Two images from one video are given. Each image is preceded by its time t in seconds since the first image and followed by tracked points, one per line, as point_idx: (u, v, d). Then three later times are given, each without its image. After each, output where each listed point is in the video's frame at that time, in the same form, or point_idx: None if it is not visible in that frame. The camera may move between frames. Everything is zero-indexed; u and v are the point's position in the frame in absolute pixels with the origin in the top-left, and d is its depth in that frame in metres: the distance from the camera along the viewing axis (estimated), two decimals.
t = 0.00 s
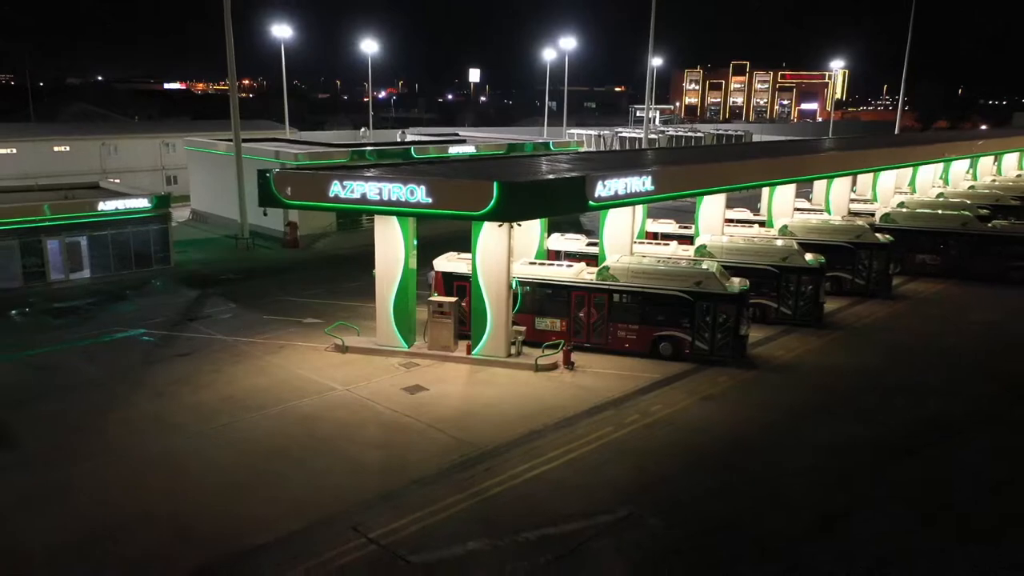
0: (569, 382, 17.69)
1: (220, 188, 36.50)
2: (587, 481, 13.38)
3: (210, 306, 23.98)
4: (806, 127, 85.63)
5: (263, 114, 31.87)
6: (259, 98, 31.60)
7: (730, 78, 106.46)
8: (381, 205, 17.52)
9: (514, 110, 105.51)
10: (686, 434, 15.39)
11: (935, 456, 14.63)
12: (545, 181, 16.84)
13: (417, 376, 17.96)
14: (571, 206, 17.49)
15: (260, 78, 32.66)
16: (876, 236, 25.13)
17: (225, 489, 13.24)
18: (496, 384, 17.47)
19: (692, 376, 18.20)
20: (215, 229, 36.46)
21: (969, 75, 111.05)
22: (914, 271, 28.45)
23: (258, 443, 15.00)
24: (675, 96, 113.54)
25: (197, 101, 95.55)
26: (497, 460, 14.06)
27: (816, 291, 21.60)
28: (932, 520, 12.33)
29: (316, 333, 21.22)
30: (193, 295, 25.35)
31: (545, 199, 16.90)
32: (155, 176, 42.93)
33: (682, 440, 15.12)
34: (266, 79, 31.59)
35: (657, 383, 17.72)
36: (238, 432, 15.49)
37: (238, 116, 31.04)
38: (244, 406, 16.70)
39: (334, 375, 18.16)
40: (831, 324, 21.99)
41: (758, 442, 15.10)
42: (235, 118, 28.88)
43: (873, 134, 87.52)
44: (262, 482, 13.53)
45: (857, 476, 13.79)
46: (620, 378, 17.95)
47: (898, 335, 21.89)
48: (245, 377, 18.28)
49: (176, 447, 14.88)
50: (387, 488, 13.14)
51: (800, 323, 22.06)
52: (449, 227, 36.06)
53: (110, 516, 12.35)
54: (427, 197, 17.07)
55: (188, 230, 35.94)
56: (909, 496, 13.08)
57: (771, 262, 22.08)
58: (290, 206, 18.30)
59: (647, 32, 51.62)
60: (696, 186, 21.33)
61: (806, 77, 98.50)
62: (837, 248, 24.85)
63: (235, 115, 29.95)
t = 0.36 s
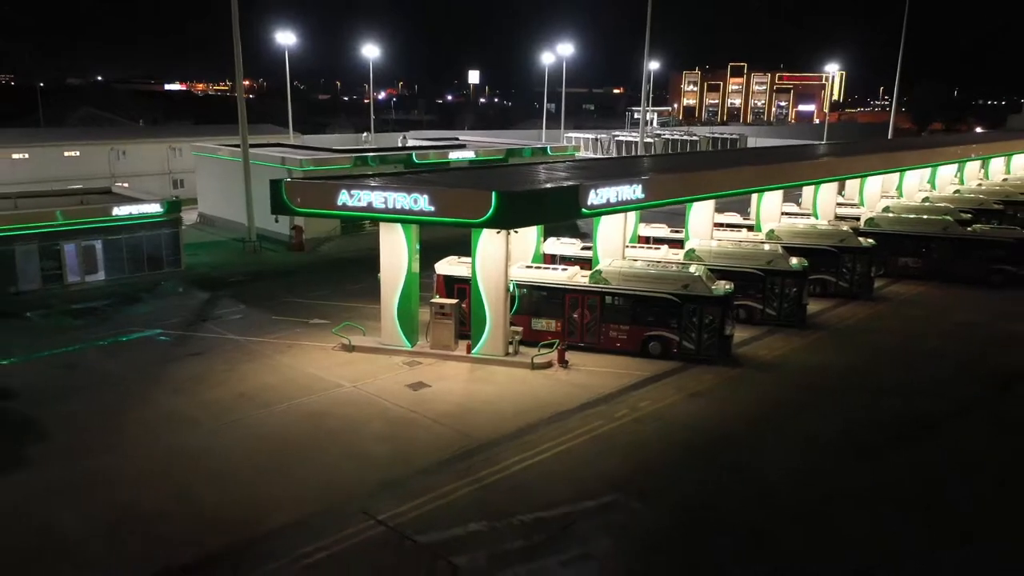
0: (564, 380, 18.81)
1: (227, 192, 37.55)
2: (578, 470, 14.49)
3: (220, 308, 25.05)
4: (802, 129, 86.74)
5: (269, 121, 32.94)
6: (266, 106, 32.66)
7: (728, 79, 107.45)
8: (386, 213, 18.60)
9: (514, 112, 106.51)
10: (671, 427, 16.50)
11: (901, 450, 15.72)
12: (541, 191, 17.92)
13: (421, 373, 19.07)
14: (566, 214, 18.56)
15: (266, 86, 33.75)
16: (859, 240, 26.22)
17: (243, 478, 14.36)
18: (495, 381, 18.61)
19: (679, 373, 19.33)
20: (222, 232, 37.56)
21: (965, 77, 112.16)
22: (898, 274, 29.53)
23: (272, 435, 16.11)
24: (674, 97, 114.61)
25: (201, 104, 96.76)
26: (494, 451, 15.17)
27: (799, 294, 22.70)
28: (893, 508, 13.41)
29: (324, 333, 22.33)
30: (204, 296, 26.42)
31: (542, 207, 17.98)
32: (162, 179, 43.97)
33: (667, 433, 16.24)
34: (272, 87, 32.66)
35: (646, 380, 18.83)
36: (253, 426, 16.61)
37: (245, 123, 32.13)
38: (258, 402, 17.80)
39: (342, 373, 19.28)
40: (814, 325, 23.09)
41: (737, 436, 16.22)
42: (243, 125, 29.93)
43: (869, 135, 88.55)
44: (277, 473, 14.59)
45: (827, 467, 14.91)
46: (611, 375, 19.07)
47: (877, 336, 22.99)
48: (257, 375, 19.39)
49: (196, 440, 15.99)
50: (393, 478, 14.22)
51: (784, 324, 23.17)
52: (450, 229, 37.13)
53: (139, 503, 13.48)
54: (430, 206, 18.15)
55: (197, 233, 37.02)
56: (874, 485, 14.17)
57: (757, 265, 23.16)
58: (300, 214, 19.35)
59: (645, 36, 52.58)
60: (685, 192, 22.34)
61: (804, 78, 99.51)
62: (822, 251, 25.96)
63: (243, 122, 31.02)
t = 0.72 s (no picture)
0: (559, 380, 19.95)
1: (235, 198, 38.69)
2: (570, 464, 15.63)
3: (231, 311, 26.15)
4: (798, 132, 87.87)
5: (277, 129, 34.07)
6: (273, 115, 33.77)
7: (726, 82, 108.60)
8: (392, 224, 19.72)
9: (514, 114, 107.68)
10: (658, 424, 17.64)
11: (871, 446, 16.86)
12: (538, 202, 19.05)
13: (424, 374, 20.21)
14: (561, 224, 19.69)
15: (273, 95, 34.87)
16: (842, 246, 27.35)
17: (260, 471, 15.49)
18: (493, 381, 19.76)
19: (667, 374, 20.47)
20: (230, 236, 38.71)
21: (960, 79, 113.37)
22: (882, 279, 30.65)
23: (285, 432, 17.25)
24: (672, 100, 115.80)
25: (206, 108, 98.20)
26: (492, 446, 16.32)
27: (783, 298, 23.87)
28: (857, 499, 14.52)
29: (332, 335, 23.47)
30: (215, 299, 27.54)
31: (538, 218, 19.11)
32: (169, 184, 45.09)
33: (654, 430, 17.37)
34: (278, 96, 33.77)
35: (635, 380, 19.98)
36: (267, 423, 17.76)
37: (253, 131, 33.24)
38: (270, 401, 18.95)
39: (349, 373, 20.42)
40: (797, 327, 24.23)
41: (720, 433, 17.36)
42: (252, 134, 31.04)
43: (864, 138, 89.70)
44: (289, 466, 15.73)
45: (801, 461, 16.05)
46: (603, 375, 20.22)
47: (858, 338, 24.14)
48: (269, 375, 20.53)
49: (214, 436, 17.14)
50: (399, 471, 15.37)
51: (769, 326, 24.31)
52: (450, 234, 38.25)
53: (165, 494, 14.62)
54: (433, 217, 19.28)
55: (205, 237, 38.16)
56: (844, 478, 15.32)
57: (744, 271, 24.27)
58: (310, 223, 20.46)
59: (643, 41, 53.59)
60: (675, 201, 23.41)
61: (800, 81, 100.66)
62: (807, 257, 27.10)
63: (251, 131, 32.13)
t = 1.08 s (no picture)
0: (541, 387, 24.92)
1: (261, 223, 43.64)
2: (546, 452, 20.60)
3: (270, 328, 31.11)
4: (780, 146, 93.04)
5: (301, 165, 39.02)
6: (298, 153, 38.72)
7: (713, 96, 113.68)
8: (407, 263, 24.65)
9: (512, 128, 112.83)
10: (617, 423, 22.61)
11: (780, 438, 21.84)
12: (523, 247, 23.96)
13: (432, 383, 25.18)
14: (542, 263, 24.61)
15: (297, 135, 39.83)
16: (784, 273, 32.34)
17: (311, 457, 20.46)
18: (488, 388, 24.72)
19: (628, 382, 25.45)
20: (257, 257, 43.68)
21: (938, 92, 118.58)
22: (824, 298, 35.65)
23: (326, 428, 22.20)
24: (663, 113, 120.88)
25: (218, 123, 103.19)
26: (487, 440, 21.29)
27: (728, 318, 28.86)
28: (759, 476, 19.48)
29: (356, 349, 28.42)
30: (254, 317, 32.47)
31: (523, 259, 24.02)
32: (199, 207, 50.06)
33: (613, 426, 22.35)
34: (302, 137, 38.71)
35: (602, 388, 24.94)
36: (311, 421, 22.74)
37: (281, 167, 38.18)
38: (311, 404, 23.91)
39: (372, 382, 25.39)
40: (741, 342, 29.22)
41: (664, 428, 22.32)
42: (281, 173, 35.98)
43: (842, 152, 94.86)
44: (333, 453, 20.69)
45: (723, 450, 21.02)
46: (576, 384, 25.19)
47: (792, 351, 29.14)
48: (308, 383, 25.49)
49: (272, 431, 22.09)
50: (417, 456, 20.33)
51: (717, 341, 29.30)
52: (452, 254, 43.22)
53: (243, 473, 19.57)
54: (440, 259, 24.19)
55: (235, 258, 43.12)
56: (752, 462, 20.30)
57: (696, 296, 29.24)
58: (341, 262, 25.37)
59: (628, 72, 58.43)
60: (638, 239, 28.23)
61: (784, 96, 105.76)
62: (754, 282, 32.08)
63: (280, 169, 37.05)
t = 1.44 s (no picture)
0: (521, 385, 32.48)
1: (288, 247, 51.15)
2: (522, 432, 28.16)
3: (306, 339, 38.65)
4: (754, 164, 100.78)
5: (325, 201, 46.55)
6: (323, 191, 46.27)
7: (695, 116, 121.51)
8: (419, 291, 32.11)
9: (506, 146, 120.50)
10: (576, 411, 30.19)
11: (697, 422, 29.43)
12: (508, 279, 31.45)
13: (438, 382, 32.73)
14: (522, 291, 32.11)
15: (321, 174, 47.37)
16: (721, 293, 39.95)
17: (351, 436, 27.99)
18: (481, 386, 32.28)
19: (589, 381, 33.04)
20: (285, 276, 51.19)
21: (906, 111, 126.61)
22: (759, 312, 43.29)
23: (359, 415, 29.74)
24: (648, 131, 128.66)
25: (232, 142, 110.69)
26: (479, 423, 28.85)
27: (671, 331, 36.45)
28: (675, 448, 27.07)
29: (377, 356, 35.96)
30: (291, 330, 40.00)
31: (508, 288, 31.51)
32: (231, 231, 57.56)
33: (573, 414, 29.92)
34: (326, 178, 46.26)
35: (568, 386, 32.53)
36: (347, 410, 30.29)
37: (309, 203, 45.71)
38: (346, 398, 31.46)
39: (392, 381, 32.93)
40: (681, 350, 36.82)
41: (612, 415, 29.90)
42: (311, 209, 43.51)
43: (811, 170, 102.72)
44: (367, 433, 28.24)
45: (653, 431, 28.61)
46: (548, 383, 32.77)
47: (722, 357, 36.75)
48: (342, 382, 33.01)
49: (319, 418, 29.62)
50: (428, 435, 27.90)
51: (663, 349, 36.91)
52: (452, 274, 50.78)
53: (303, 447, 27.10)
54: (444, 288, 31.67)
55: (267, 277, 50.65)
56: (672, 439, 27.89)
57: (646, 313, 36.83)
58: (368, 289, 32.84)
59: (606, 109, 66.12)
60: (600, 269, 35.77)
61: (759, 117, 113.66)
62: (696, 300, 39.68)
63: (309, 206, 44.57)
